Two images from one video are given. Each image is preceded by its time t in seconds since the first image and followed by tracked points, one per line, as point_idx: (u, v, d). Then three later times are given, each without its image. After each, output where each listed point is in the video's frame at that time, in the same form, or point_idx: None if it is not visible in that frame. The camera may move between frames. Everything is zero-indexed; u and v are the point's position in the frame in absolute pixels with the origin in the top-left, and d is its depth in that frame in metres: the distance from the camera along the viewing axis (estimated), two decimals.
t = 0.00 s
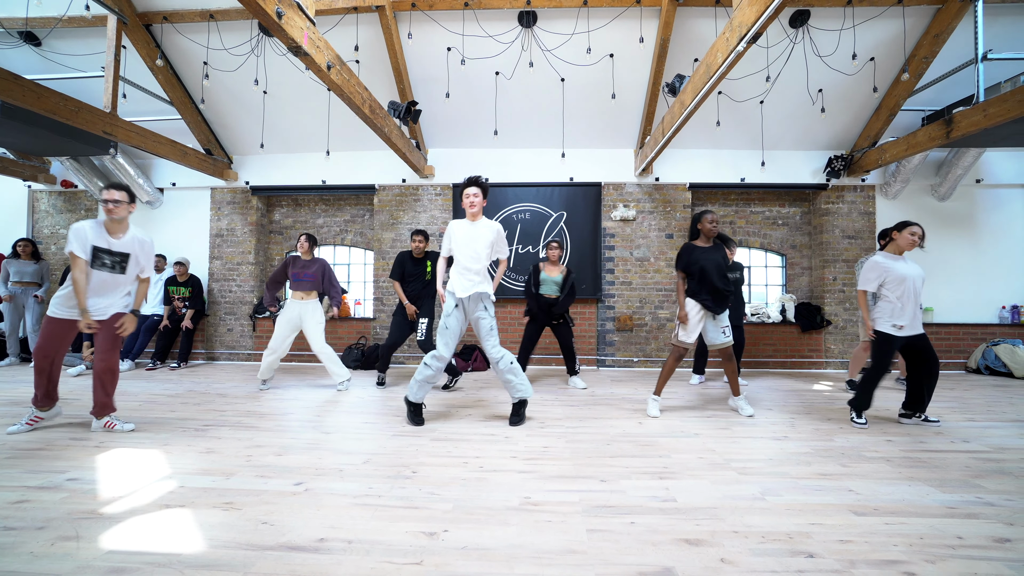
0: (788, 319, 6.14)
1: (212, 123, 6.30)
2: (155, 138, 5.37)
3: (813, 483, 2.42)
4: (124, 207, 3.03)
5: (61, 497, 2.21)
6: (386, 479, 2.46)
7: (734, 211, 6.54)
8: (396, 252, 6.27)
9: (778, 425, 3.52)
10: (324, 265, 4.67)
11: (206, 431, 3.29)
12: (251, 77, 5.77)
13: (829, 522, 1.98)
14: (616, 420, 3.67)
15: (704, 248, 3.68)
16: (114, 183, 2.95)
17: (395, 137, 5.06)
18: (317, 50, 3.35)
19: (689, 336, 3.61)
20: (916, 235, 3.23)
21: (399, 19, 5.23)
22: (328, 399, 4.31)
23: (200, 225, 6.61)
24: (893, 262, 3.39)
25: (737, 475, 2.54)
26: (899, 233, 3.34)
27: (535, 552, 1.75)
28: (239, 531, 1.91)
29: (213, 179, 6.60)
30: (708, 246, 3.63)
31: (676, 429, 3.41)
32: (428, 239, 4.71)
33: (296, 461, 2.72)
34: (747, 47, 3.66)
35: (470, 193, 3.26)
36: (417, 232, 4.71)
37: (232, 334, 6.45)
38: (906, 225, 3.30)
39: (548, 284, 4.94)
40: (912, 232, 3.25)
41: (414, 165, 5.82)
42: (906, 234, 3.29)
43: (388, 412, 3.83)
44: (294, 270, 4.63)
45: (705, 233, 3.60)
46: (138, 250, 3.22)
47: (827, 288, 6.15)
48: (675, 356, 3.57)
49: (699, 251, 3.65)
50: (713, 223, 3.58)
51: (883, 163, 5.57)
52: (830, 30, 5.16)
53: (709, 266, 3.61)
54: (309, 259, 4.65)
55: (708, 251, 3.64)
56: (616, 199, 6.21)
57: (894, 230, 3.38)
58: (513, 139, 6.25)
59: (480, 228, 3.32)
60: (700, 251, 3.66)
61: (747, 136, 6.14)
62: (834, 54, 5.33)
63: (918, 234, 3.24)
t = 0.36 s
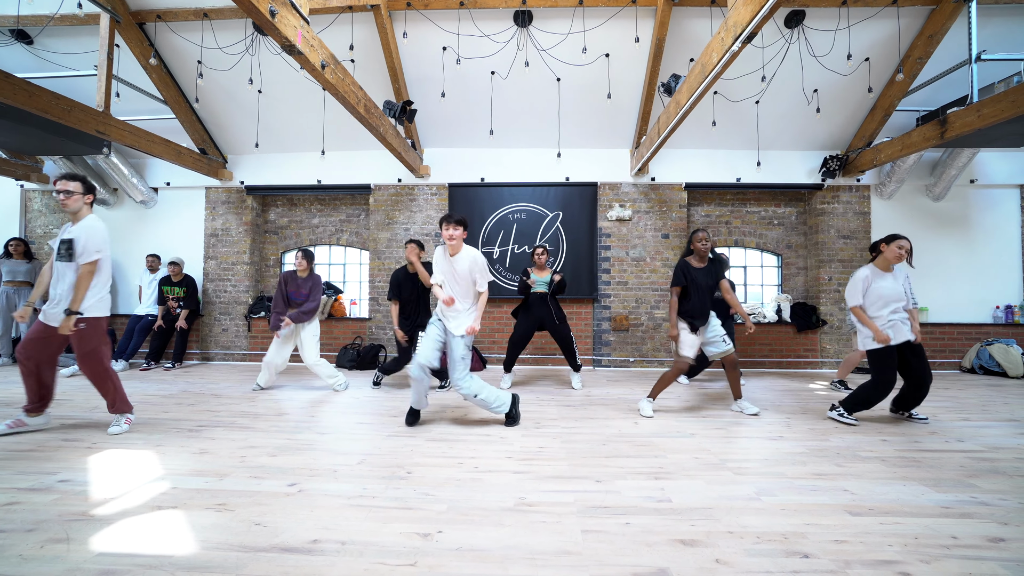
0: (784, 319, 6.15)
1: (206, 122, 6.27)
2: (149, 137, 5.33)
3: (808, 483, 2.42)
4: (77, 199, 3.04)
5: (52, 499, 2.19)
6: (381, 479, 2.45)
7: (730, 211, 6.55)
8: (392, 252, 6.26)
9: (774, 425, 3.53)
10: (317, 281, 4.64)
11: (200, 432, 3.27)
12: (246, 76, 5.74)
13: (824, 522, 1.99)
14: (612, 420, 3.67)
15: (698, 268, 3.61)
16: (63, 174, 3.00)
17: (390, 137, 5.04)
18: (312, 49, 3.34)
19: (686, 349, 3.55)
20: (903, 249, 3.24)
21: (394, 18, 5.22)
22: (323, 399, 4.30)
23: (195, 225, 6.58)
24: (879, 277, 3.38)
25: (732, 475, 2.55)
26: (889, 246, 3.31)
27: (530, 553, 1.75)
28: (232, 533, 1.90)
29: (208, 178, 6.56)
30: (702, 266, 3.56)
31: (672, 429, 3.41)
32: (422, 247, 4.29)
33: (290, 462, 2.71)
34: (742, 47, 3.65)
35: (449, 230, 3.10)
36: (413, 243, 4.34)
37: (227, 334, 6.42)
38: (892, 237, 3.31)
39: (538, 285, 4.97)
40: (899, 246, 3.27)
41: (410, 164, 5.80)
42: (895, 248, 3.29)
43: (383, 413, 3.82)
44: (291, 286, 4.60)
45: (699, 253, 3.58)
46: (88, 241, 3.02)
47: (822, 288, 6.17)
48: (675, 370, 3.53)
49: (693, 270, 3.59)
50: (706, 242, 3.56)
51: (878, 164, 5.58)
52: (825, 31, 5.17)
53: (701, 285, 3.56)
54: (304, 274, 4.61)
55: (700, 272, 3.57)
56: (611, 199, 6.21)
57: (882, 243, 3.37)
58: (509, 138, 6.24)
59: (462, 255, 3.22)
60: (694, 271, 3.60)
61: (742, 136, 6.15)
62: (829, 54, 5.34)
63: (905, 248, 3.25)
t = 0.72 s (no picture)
0: (784, 319, 6.15)
1: (205, 121, 6.25)
2: (147, 136, 5.31)
3: (810, 483, 2.42)
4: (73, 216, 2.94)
5: (51, 499, 2.18)
6: (382, 479, 2.44)
7: (729, 211, 6.56)
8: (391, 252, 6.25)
9: (774, 425, 3.53)
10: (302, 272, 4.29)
11: (199, 432, 3.25)
12: (245, 75, 5.72)
13: (826, 522, 1.98)
14: (613, 420, 3.67)
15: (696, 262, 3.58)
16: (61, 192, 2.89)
17: (389, 136, 5.03)
18: (311, 47, 3.32)
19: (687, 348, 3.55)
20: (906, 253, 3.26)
21: (394, 17, 5.21)
22: (322, 399, 4.29)
23: (193, 225, 6.56)
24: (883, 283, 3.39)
25: (733, 474, 2.54)
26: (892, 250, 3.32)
27: (532, 553, 1.74)
28: (232, 533, 1.89)
29: (206, 178, 6.54)
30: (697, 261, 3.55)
31: (672, 429, 3.41)
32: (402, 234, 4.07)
33: (291, 462, 2.70)
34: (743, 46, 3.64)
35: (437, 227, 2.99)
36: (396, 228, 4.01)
37: (226, 334, 6.40)
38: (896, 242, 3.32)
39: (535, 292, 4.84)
40: (902, 252, 3.26)
41: (409, 164, 5.79)
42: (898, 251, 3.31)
43: (383, 412, 3.81)
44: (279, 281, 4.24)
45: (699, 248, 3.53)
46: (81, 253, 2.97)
47: (821, 288, 6.18)
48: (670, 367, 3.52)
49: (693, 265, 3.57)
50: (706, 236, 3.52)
51: (877, 164, 5.59)
52: (825, 31, 5.17)
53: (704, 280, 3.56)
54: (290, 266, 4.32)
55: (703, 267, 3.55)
56: (611, 199, 6.21)
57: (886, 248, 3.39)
58: (509, 138, 6.23)
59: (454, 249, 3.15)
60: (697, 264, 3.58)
61: (741, 136, 6.15)
62: (829, 54, 5.35)
63: (908, 254, 3.26)
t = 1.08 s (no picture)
0: (786, 319, 6.15)
1: (208, 121, 6.25)
2: (151, 136, 5.31)
3: (817, 482, 2.42)
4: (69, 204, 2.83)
5: (60, 499, 2.18)
6: (389, 479, 2.45)
7: (732, 211, 6.57)
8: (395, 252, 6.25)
9: (779, 425, 3.53)
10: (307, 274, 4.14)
11: (204, 432, 3.25)
12: (249, 76, 5.73)
13: (835, 521, 1.99)
14: (618, 420, 3.67)
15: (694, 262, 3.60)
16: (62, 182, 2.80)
17: (394, 136, 5.04)
18: (317, 47, 3.32)
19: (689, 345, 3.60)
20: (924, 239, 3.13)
21: (398, 17, 5.21)
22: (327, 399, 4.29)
23: (196, 225, 6.56)
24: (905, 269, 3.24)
25: (741, 474, 2.55)
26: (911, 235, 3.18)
27: (542, 552, 1.75)
28: (243, 532, 1.90)
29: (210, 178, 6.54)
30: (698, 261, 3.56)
31: (678, 429, 3.41)
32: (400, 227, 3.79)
33: (298, 462, 2.70)
34: (749, 46, 3.64)
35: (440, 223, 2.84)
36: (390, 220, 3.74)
37: (229, 334, 6.41)
38: (911, 226, 3.20)
39: (538, 289, 4.94)
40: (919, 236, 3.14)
41: (413, 164, 5.79)
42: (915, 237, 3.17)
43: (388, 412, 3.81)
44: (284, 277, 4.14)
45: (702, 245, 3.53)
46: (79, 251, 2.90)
47: (824, 288, 6.18)
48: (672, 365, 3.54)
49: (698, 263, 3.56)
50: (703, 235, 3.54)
51: (880, 164, 5.59)
52: (828, 31, 5.18)
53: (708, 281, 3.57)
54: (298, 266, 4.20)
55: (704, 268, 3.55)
56: (614, 199, 6.21)
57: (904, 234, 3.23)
58: (512, 138, 6.24)
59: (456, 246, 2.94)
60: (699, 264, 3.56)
61: (744, 136, 6.16)
62: (832, 54, 5.35)
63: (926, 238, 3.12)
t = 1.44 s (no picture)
0: (786, 319, 6.18)
1: (211, 124, 6.29)
2: (155, 138, 5.35)
3: (815, 482, 2.46)
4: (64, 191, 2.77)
5: (71, 498, 2.22)
6: (394, 479, 2.48)
7: (732, 212, 6.61)
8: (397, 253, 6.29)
9: (778, 426, 3.57)
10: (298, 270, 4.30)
11: (210, 432, 3.29)
12: (252, 78, 5.77)
13: (832, 520, 2.02)
14: (618, 420, 3.71)
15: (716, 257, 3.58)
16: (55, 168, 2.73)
17: (396, 139, 5.08)
18: (322, 52, 3.36)
19: (700, 346, 3.59)
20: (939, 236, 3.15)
21: (401, 21, 5.24)
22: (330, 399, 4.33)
23: (198, 226, 6.60)
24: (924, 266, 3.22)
25: (740, 474, 2.59)
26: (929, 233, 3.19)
27: (545, 550, 1.78)
28: (252, 531, 1.93)
29: (212, 179, 6.58)
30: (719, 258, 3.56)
31: (678, 430, 3.45)
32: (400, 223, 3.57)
33: (304, 462, 2.74)
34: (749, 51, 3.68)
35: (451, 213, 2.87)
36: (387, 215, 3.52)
37: (232, 335, 6.45)
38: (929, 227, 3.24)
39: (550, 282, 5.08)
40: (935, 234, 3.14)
41: (414, 165, 5.82)
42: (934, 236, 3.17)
43: (390, 413, 3.85)
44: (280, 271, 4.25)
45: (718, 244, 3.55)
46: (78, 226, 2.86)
47: (823, 288, 6.22)
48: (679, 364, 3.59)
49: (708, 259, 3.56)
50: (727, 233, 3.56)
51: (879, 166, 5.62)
52: (828, 34, 5.21)
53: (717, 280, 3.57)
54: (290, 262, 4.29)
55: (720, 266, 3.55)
56: (615, 200, 6.25)
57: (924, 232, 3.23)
58: (514, 140, 6.28)
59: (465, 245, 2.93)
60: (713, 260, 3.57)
61: (744, 138, 6.19)
62: (832, 57, 5.39)
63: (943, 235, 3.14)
